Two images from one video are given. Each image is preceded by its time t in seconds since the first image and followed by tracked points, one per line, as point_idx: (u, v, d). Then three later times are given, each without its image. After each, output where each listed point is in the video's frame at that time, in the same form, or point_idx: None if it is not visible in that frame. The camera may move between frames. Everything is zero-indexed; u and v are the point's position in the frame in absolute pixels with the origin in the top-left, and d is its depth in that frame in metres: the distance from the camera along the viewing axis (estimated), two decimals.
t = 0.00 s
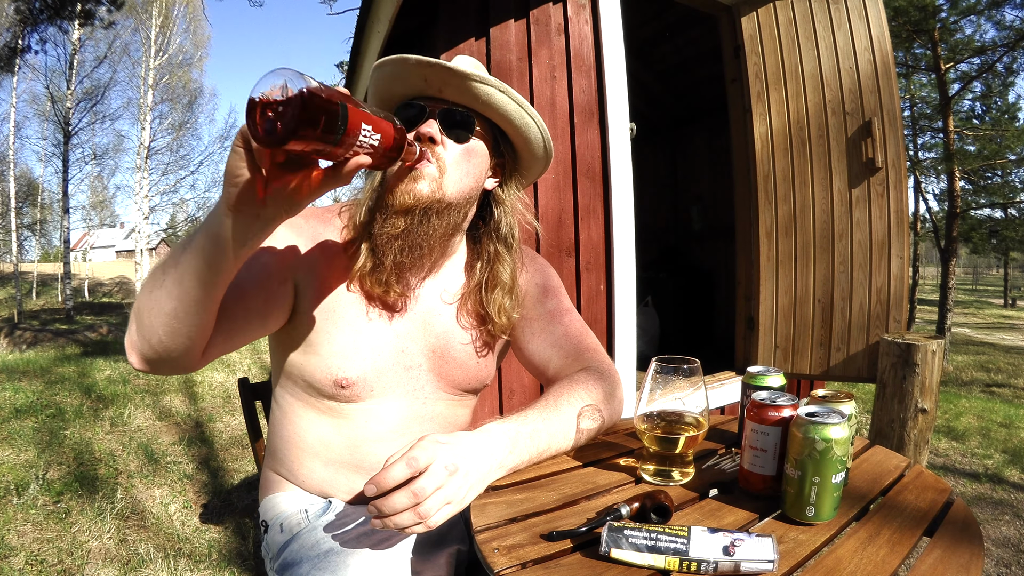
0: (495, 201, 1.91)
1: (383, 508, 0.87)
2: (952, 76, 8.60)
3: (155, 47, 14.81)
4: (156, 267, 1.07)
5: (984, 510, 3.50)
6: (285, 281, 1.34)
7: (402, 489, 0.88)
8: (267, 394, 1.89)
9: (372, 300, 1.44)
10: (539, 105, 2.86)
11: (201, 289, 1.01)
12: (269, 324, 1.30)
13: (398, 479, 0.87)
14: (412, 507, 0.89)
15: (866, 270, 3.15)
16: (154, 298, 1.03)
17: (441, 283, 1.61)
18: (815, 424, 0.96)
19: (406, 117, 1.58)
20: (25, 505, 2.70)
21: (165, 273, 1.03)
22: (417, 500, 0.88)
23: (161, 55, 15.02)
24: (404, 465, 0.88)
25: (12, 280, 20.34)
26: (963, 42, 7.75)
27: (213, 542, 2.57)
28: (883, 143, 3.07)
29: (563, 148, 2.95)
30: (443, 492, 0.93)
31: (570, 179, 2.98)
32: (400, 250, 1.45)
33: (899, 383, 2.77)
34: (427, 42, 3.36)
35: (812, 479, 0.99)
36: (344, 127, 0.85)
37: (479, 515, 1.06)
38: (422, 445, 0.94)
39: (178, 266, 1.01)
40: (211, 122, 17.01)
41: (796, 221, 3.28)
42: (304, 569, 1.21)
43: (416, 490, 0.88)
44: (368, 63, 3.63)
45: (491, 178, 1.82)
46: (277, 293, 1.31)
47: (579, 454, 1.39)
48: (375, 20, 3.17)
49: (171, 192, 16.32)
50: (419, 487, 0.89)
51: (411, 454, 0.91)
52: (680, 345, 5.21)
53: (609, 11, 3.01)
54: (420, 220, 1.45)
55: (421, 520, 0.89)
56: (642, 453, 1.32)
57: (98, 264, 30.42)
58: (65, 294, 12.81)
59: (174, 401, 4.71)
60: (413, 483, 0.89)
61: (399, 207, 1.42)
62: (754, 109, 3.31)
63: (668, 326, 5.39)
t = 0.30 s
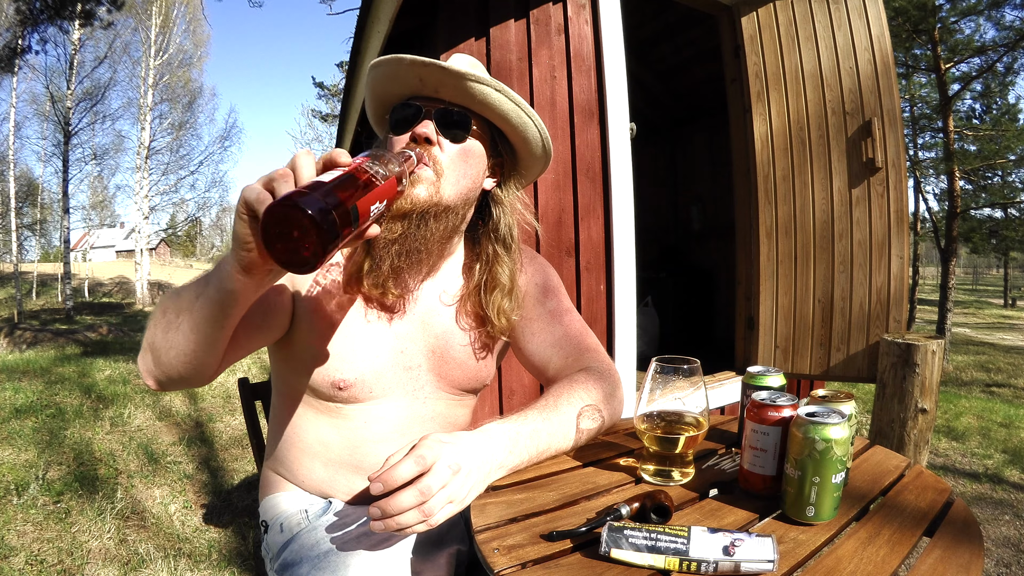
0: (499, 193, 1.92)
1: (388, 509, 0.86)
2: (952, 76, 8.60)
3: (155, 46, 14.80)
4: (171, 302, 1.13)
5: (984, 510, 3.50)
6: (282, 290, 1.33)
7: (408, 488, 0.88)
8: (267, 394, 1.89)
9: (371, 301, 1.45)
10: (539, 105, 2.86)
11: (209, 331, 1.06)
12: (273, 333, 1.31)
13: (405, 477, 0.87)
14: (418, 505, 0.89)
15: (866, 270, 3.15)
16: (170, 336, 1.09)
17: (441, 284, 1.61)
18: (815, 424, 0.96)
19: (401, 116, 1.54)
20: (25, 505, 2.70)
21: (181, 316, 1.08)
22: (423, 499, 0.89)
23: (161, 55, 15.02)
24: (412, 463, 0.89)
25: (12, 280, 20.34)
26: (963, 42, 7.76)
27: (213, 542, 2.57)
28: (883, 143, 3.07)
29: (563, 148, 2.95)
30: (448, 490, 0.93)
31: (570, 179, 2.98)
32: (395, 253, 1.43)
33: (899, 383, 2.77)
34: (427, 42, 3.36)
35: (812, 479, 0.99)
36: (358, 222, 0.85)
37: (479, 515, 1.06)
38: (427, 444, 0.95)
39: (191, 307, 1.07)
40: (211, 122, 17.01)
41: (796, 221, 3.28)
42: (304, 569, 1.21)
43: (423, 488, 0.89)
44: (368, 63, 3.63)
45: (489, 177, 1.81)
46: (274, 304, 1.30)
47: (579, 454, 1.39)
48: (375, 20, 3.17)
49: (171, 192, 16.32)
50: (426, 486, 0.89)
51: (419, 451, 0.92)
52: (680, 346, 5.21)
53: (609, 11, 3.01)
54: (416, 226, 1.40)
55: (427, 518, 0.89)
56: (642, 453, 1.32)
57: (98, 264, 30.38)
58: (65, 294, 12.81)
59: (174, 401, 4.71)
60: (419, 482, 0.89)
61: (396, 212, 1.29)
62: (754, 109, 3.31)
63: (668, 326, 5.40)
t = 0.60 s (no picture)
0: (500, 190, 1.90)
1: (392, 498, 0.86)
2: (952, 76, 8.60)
3: (155, 46, 14.80)
4: (184, 346, 1.15)
5: (984, 510, 3.50)
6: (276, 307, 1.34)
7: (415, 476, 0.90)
8: (266, 394, 1.89)
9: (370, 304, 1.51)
10: (539, 105, 2.86)
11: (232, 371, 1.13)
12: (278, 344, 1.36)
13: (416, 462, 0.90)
14: (423, 495, 0.90)
15: (866, 270, 3.15)
16: (191, 375, 1.14)
17: (438, 287, 1.61)
18: (815, 424, 0.96)
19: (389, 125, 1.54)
20: (25, 505, 2.70)
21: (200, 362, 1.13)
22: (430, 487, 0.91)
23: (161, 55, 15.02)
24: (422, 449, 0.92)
25: (13, 280, 20.33)
26: (963, 42, 7.77)
27: (213, 542, 2.57)
28: (883, 143, 3.07)
29: (563, 148, 2.95)
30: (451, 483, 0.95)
31: (570, 179, 2.98)
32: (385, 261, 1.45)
33: (898, 383, 2.77)
34: (426, 42, 3.36)
35: (812, 479, 0.99)
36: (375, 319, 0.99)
37: (479, 515, 1.06)
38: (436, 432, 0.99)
39: (209, 357, 1.11)
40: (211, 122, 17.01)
41: (796, 221, 3.28)
42: (303, 570, 1.20)
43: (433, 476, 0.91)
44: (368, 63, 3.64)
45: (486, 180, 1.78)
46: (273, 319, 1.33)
47: (579, 454, 1.39)
48: (375, 20, 3.17)
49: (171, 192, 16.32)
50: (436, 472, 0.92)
51: (431, 438, 0.96)
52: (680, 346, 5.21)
53: (609, 11, 3.01)
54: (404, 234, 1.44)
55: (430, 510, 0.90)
56: (642, 453, 1.32)
57: (98, 264, 30.36)
58: (65, 294, 12.80)
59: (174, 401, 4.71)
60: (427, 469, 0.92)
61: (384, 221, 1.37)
62: (754, 109, 3.30)
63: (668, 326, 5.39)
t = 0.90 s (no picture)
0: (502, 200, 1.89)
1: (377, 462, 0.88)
2: (952, 76, 8.60)
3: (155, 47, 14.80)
4: (207, 397, 1.16)
5: (984, 510, 3.50)
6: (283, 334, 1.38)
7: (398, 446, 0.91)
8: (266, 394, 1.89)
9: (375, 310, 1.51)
10: (539, 105, 2.87)
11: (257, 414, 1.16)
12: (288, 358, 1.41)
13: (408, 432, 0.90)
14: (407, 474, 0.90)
15: (866, 270, 3.15)
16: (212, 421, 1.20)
17: (438, 289, 1.61)
18: (815, 424, 0.96)
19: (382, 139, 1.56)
20: (25, 505, 2.70)
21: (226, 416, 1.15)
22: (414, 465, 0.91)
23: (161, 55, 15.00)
24: (416, 421, 0.91)
25: (13, 280, 20.32)
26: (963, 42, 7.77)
27: (213, 542, 2.57)
28: (883, 143, 3.07)
29: (563, 149, 2.95)
30: (440, 466, 0.96)
31: (570, 179, 2.98)
32: (381, 273, 1.47)
33: (899, 383, 2.77)
34: (426, 42, 3.36)
35: (812, 479, 0.99)
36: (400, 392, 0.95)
37: (479, 515, 1.06)
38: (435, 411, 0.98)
39: (232, 412, 1.12)
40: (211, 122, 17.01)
41: (796, 221, 3.28)
42: (303, 569, 1.19)
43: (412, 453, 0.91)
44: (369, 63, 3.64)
45: (485, 186, 1.76)
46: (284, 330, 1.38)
47: (579, 453, 1.38)
48: (375, 20, 3.17)
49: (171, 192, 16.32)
50: (416, 450, 0.92)
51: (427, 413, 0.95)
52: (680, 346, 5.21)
53: (609, 11, 3.01)
54: (402, 248, 1.49)
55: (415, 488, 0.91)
56: (642, 453, 1.32)
57: (98, 265, 30.31)
58: (65, 294, 12.80)
59: (174, 401, 4.70)
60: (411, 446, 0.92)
61: (380, 235, 1.46)
62: (754, 109, 3.30)
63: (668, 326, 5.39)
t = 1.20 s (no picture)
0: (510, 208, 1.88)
1: (380, 481, 0.89)
2: (952, 76, 8.61)
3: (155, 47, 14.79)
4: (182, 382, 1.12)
5: (984, 510, 3.50)
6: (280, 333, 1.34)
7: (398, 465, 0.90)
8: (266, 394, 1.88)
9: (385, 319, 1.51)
10: (539, 105, 2.87)
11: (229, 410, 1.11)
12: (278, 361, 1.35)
13: (408, 450, 0.88)
14: (407, 489, 0.90)
15: (866, 270, 3.15)
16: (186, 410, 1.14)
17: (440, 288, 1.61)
18: (815, 424, 0.96)
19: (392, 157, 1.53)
20: (25, 505, 2.70)
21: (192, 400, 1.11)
22: (412, 481, 0.90)
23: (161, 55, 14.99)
24: (413, 438, 0.89)
25: (13, 280, 20.33)
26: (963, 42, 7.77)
27: (213, 542, 2.57)
28: (883, 143, 3.07)
29: (563, 149, 2.95)
30: (440, 480, 0.94)
31: (570, 179, 2.98)
32: (397, 291, 1.48)
33: (899, 383, 2.77)
34: (427, 42, 3.36)
35: (812, 479, 0.99)
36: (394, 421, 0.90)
37: (479, 515, 1.06)
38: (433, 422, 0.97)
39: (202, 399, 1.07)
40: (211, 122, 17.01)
41: (796, 221, 3.28)
42: (303, 569, 1.19)
43: (412, 471, 0.90)
44: (369, 63, 3.63)
45: (494, 193, 1.75)
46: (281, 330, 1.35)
47: (579, 453, 1.38)
48: (375, 20, 3.17)
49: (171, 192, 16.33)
50: (416, 468, 0.90)
51: (423, 427, 0.93)
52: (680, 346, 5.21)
53: (609, 11, 3.01)
54: (419, 267, 1.49)
55: (414, 502, 0.90)
56: (642, 453, 1.32)
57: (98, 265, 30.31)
58: (65, 294, 12.79)
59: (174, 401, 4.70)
60: (410, 463, 0.91)
61: (396, 256, 1.45)
62: (754, 109, 3.31)
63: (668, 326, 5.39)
